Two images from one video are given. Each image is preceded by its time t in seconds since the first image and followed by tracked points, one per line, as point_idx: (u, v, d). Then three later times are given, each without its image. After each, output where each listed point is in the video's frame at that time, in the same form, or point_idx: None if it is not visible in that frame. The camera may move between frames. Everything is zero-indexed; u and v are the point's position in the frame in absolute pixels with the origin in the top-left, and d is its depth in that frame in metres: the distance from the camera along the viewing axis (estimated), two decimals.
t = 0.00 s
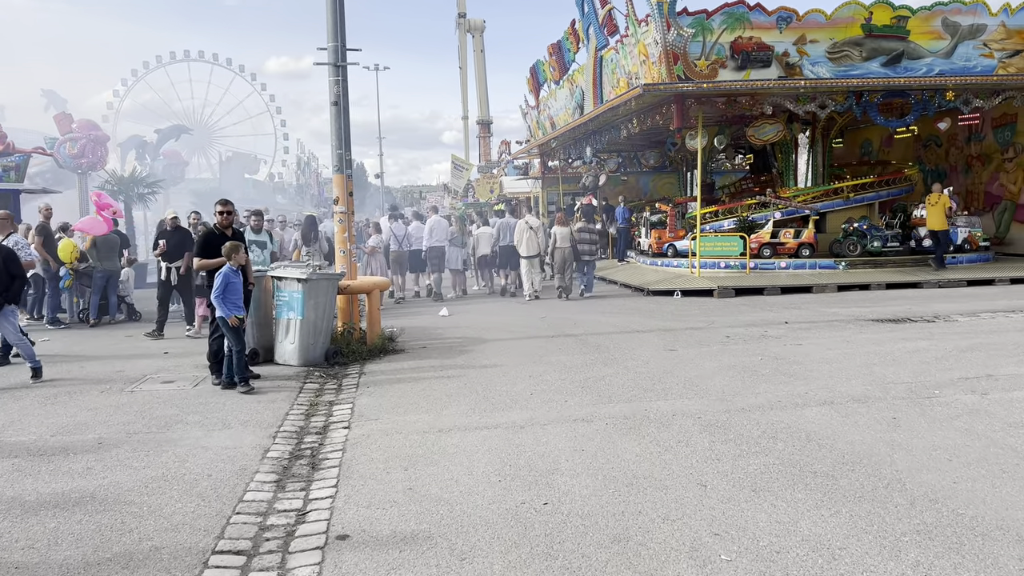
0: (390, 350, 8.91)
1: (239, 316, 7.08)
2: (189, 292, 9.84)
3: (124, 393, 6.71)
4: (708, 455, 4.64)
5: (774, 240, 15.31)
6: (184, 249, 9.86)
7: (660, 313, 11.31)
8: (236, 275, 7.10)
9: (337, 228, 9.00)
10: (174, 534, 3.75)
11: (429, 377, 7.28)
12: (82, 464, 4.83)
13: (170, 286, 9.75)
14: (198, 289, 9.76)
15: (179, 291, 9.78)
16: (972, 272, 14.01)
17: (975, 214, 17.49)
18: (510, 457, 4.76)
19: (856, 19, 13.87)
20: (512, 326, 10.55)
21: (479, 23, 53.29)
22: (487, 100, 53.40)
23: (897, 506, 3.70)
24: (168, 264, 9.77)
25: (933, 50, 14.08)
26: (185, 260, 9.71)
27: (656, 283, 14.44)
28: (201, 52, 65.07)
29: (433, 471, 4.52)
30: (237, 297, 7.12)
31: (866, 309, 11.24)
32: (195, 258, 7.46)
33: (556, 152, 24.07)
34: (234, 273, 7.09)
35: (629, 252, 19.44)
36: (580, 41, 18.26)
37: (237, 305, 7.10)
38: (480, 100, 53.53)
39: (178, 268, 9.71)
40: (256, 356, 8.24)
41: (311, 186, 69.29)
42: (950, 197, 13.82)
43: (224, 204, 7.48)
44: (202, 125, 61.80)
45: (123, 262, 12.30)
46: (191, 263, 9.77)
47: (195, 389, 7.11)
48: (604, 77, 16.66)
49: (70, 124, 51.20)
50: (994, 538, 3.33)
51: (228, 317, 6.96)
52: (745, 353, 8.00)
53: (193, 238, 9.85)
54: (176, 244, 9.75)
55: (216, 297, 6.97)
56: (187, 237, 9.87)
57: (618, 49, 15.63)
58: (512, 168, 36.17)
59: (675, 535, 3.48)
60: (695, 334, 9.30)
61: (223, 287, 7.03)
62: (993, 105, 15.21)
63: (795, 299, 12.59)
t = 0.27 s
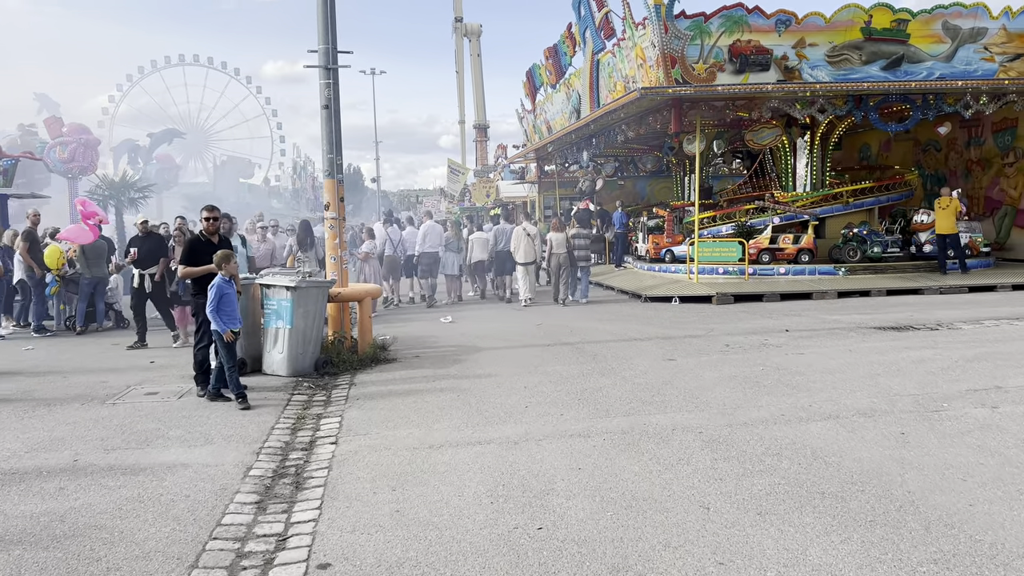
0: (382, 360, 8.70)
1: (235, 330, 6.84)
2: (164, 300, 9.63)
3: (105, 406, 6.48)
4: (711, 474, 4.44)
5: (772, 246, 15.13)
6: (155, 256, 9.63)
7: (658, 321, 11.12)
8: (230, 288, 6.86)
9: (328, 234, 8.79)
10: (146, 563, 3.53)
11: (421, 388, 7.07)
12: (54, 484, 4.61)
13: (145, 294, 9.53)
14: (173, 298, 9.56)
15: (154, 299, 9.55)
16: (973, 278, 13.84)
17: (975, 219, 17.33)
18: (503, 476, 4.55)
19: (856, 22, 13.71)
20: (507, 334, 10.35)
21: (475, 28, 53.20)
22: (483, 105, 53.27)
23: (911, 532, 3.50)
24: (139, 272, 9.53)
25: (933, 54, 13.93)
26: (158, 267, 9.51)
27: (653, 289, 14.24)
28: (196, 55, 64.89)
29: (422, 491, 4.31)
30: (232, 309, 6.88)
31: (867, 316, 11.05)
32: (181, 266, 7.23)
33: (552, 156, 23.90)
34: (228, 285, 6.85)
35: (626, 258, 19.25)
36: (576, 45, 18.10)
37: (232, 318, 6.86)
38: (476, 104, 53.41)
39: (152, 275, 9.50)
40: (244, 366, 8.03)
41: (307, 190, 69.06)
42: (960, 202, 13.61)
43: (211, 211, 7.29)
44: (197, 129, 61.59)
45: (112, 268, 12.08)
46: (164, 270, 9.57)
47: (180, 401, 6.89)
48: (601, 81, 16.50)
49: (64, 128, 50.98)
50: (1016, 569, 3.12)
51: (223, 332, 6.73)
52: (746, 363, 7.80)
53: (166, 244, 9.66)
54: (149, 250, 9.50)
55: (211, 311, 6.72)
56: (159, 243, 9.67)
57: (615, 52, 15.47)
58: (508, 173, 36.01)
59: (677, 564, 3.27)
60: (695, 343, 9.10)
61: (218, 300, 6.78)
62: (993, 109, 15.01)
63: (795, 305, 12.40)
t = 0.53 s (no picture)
0: (377, 368, 8.49)
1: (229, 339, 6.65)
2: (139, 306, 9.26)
3: (90, 417, 6.27)
4: (720, 489, 4.24)
5: (774, 252, 14.96)
6: (132, 260, 9.55)
7: (659, 327, 10.92)
8: (224, 294, 6.67)
9: (322, 239, 8.60)
10: None
11: (417, 397, 6.87)
12: (31, 500, 4.39)
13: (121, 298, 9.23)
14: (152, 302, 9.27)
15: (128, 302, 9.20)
16: (978, 284, 13.68)
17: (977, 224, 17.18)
18: (503, 491, 4.34)
19: (858, 25, 13.56)
20: (505, 341, 10.14)
21: (473, 34, 53.14)
22: (481, 111, 53.14)
23: (936, 554, 3.31)
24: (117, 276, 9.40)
25: (935, 58, 13.77)
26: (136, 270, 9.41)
27: (653, 295, 14.05)
28: (193, 61, 64.73)
29: (418, 508, 4.11)
30: (226, 317, 6.69)
31: (872, 323, 10.86)
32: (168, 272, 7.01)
33: (550, 162, 23.73)
34: (221, 292, 6.66)
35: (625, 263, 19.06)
36: (575, 49, 17.95)
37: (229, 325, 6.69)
38: (474, 110, 53.26)
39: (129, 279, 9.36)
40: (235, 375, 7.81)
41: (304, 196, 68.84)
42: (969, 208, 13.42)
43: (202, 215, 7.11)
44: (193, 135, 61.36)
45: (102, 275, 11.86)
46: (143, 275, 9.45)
47: (169, 411, 6.68)
48: (599, 85, 16.34)
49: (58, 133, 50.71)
50: None
51: (218, 341, 6.54)
52: (751, 371, 7.61)
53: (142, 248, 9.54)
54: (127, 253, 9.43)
55: (205, 319, 6.53)
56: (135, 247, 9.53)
57: (614, 56, 15.31)
58: (506, 178, 35.83)
59: None
60: (697, 350, 8.90)
61: (211, 307, 6.59)
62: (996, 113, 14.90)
63: (798, 312, 12.21)
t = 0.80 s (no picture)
0: (375, 378, 8.27)
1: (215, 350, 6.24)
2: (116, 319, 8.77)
3: (76, 431, 6.04)
4: (736, 510, 4.02)
5: (777, 259, 14.76)
6: (110, 271, 9.00)
7: (662, 336, 10.70)
8: (212, 304, 6.27)
9: (318, 246, 8.37)
10: None
11: (416, 410, 6.64)
12: (10, 522, 4.16)
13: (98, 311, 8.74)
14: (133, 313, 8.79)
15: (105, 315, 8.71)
16: (984, 292, 13.49)
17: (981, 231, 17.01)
18: (507, 512, 4.12)
19: (862, 30, 13.39)
20: (506, 350, 9.91)
21: (471, 41, 53.06)
22: (479, 118, 53.01)
23: None
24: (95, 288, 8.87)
25: (940, 63, 13.61)
26: (116, 281, 8.86)
27: (655, 303, 13.83)
28: (190, 67, 64.54)
29: (418, 531, 3.88)
30: (215, 327, 6.28)
31: (879, 331, 10.67)
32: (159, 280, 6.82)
33: (549, 168, 23.53)
34: (208, 301, 6.28)
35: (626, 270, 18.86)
36: (575, 54, 17.76)
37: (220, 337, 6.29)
38: (472, 117, 53.14)
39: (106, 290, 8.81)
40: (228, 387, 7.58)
41: (301, 203, 68.63)
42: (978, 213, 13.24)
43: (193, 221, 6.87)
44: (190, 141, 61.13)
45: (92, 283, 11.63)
46: (122, 286, 8.98)
47: (158, 424, 6.45)
48: (599, 91, 16.16)
49: (52, 139, 50.36)
50: None
51: (200, 353, 6.18)
52: (760, 382, 7.39)
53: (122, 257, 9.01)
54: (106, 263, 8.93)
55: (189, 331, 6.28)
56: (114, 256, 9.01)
57: (615, 61, 15.14)
58: (504, 185, 35.62)
59: None
60: (703, 360, 8.68)
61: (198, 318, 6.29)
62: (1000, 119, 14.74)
63: (803, 320, 12.00)
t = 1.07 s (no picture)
0: (368, 390, 8.04)
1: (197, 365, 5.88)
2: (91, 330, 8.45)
3: (56, 447, 5.81)
4: (747, 534, 3.79)
5: (778, 266, 14.56)
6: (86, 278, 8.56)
7: (663, 345, 10.48)
8: (196, 319, 5.91)
9: (310, 254, 8.14)
10: None
11: (411, 424, 6.41)
12: None
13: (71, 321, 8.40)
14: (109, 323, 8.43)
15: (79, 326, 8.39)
16: (989, 300, 13.30)
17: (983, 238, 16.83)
18: (504, 536, 3.89)
19: (864, 34, 13.23)
20: (503, 361, 9.69)
21: (469, 49, 52.98)
22: (476, 125, 52.87)
23: None
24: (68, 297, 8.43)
25: (942, 68, 13.45)
26: (89, 290, 8.45)
27: (654, 311, 13.62)
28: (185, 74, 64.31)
29: (410, 558, 3.65)
30: (201, 340, 5.93)
31: (884, 340, 10.46)
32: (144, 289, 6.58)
33: (548, 175, 23.32)
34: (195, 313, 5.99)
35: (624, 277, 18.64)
36: (573, 59, 17.58)
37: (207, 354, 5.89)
38: (470, 124, 53.01)
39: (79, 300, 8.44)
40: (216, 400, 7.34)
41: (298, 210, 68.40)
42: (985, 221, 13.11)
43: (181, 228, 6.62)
44: (186, 148, 60.90)
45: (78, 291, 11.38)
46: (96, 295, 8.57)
47: (142, 439, 6.21)
48: (598, 96, 15.98)
49: (44, 145, 49.91)
50: None
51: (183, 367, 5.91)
52: (765, 394, 7.18)
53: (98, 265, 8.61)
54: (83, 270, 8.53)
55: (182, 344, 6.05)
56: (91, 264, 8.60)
57: (614, 66, 14.96)
58: (501, 192, 35.40)
59: None
60: (706, 371, 8.46)
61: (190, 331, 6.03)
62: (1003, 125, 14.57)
63: (805, 329, 11.80)
